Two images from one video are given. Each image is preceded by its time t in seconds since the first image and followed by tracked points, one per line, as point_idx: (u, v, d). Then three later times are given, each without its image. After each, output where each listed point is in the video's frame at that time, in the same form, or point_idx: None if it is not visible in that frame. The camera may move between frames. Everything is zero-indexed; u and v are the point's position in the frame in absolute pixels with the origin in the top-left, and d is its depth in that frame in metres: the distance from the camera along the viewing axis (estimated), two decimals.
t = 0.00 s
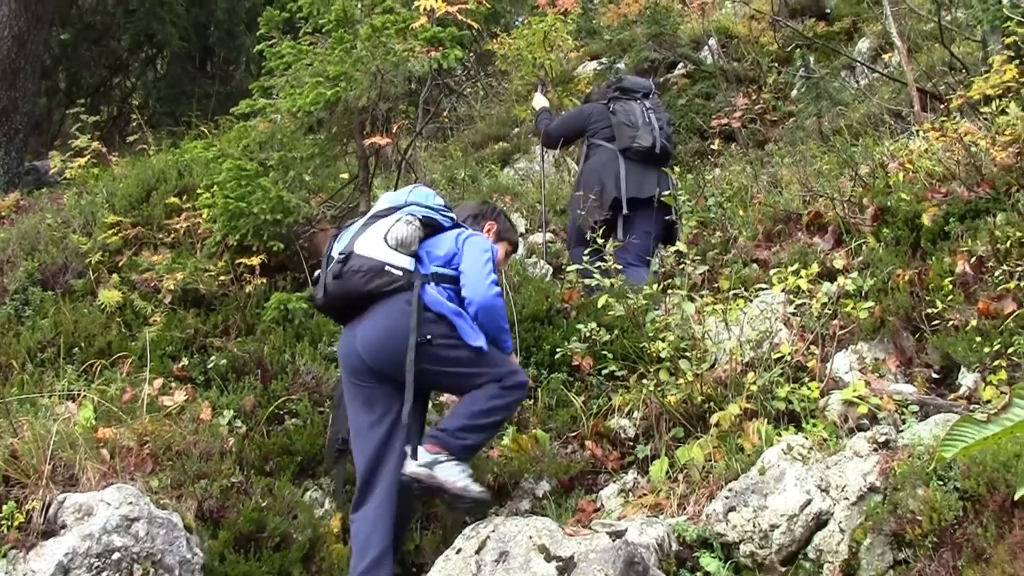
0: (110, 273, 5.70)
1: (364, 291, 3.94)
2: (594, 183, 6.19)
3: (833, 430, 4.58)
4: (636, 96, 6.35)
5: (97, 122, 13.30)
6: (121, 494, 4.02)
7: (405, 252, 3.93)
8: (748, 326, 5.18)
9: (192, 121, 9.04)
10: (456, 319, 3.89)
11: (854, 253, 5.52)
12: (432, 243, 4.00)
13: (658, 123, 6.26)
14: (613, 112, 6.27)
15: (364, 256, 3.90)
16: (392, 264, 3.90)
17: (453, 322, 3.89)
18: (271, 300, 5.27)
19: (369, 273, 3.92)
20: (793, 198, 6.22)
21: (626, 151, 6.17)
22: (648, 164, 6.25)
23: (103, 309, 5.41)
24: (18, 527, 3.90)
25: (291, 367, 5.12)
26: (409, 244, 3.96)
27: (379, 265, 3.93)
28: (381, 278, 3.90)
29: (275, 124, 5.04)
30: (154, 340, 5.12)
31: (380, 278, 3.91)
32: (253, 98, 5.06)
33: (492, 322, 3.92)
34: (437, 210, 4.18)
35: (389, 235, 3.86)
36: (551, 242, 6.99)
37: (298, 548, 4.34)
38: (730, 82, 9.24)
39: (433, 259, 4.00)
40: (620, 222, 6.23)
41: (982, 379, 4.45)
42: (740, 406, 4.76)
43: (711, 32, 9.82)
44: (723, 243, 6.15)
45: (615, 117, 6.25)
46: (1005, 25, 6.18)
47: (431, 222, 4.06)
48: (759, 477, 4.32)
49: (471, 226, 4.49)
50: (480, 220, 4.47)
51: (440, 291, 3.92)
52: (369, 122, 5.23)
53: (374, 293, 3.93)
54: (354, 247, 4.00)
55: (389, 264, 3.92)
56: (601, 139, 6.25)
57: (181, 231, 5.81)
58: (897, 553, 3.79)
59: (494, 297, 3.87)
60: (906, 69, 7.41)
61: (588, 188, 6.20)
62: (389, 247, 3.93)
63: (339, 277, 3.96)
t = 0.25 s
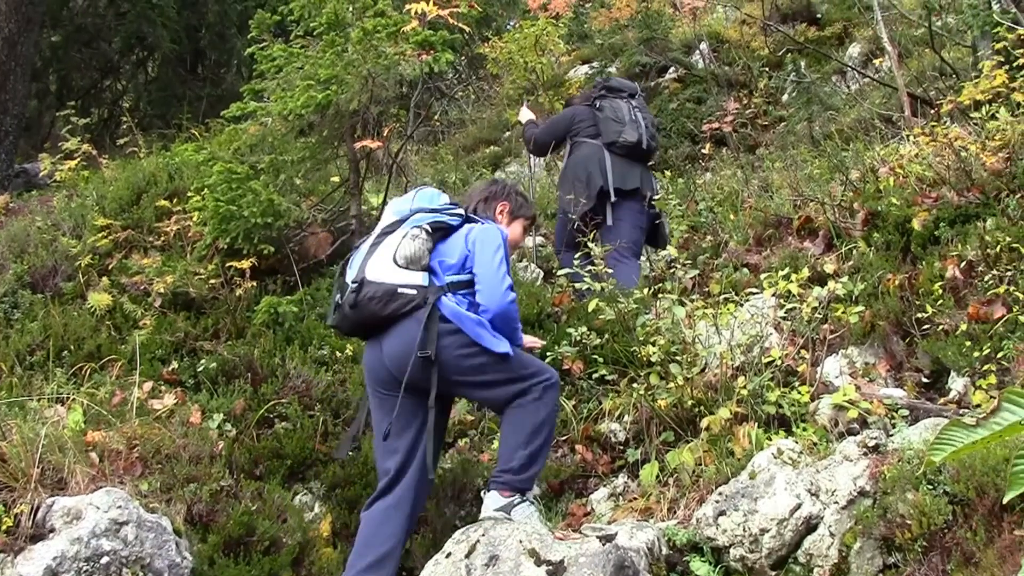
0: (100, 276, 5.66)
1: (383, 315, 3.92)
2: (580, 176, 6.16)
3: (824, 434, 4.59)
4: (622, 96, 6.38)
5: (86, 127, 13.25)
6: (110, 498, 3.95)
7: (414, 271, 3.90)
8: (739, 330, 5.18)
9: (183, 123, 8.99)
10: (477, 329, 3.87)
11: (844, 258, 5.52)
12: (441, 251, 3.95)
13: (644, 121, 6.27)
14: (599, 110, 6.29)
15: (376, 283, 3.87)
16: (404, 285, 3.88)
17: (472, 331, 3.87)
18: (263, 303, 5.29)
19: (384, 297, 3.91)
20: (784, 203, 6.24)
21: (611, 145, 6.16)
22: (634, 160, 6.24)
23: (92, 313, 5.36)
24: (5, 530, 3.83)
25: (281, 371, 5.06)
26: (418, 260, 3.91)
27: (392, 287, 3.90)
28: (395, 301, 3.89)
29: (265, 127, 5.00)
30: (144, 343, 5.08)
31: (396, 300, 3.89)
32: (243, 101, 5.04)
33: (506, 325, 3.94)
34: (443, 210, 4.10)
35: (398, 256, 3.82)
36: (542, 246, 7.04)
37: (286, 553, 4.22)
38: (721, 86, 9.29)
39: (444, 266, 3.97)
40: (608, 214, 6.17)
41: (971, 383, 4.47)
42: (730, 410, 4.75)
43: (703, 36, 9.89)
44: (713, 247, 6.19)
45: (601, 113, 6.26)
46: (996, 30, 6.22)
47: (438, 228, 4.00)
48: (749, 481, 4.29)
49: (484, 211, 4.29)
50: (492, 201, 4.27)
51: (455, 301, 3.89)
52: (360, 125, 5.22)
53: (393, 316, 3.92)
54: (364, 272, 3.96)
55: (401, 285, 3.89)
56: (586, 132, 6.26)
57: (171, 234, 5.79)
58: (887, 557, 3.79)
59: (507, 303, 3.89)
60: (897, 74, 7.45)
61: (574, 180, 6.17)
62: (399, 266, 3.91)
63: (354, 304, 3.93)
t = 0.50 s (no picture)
0: (90, 280, 5.61)
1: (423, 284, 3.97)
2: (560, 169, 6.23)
3: (814, 440, 4.59)
4: (597, 88, 6.45)
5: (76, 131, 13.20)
6: (100, 503, 3.87)
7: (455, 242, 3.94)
8: (729, 335, 5.19)
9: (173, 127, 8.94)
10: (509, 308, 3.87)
11: (835, 264, 5.53)
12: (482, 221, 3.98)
13: (619, 111, 6.34)
14: (575, 104, 6.33)
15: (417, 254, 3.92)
16: (443, 257, 3.92)
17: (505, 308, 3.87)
18: (253, 308, 5.26)
19: (424, 268, 3.96)
20: (775, 208, 6.26)
21: (589, 138, 6.23)
22: (611, 150, 6.33)
23: (82, 317, 5.32)
24: None
25: (271, 376, 4.98)
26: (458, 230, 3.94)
27: (431, 259, 3.95)
28: (436, 273, 3.93)
29: (256, 131, 5.02)
30: (134, 347, 5.05)
31: (436, 271, 3.93)
32: (235, 105, 5.03)
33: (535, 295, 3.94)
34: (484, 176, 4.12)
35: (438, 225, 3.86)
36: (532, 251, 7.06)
37: (275, 559, 4.13)
38: (713, 92, 9.37)
39: (487, 236, 4.00)
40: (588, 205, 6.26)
41: (962, 389, 4.47)
42: (720, 415, 4.74)
43: (694, 41, 9.98)
44: (705, 252, 6.17)
45: (577, 106, 6.30)
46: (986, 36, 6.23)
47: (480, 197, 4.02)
48: (739, 486, 4.27)
49: (530, 171, 4.28)
50: (541, 162, 4.24)
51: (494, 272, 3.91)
52: (351, 130, 5.23)
53: (433, 286, 3.95)
54: (407, 243, 4.02)
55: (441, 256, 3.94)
56: (564, 127, 6.26)
57: (162, 238, 5.76)
58: (876, 563, 3.81)
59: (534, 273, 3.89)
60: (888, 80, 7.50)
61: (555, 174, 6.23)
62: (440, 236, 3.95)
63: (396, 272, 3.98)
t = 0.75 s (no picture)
0: (79, 283, 5.59)
1: (446, 257, 3.97)
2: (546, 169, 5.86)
3: (803, 444, 4.59)
4: (585, 88, 6.05)
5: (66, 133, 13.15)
6: (87, 507, 3.81)
7: (475, 213, 3.92)
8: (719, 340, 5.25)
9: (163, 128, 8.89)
10: (526, 278, 3.84)
11: (825, 267, 5.53)
12: (499, 193, 3.97)
13: (608, 111, 5.98)
14: (564, 102, 5.83)
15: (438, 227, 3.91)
16: (464, 228, 3.91)
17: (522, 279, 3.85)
18: (242, 311, 5.24)
19: (445, 242, 3.95)
20: (766, 212, 6.28)
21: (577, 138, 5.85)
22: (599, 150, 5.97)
23: (70, 320, 5.29)
24: None
25: (259, 379, 4.97)
26: (479, 201, 3.93)
27: (452, 232, 3.94)
28: (456, 245, 3.92)
29: (247, 134, 5.00)
30: (123, 350, 5.04)
31: (458, 243, 3.93)
32: (225, 108, 5.03)
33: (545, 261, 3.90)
34: (502, 149, 4.10)
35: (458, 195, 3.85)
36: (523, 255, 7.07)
37: (263, 564, 4.06)
38: (704, 95, 9.47)
39: (504, 208, 3.99)
40: (576, 209, 6.03)
41: (952, 393, 4.47)
42: (710, 419, 4.75)
43: (686, 46, 10.06)
44: (695, 256, 6.16)
45: (566, 106, 5.85)
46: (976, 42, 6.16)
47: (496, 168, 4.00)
48: (729, 491, 4.26)
49: (541, 146, 4.29)
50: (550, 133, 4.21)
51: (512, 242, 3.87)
52: (341, 133, 5.21)
53: (456, 258, 3.95)
54: (429, 216, 4.03)
55: (462, 229, 3.93)
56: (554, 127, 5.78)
57: (151, 241, 5.75)
58: (865, 567, 3.81)
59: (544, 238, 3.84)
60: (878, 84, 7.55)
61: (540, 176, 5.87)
62: (460, 208, 3.93)
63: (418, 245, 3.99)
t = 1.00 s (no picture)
0: (62, 286, 5.56)
1: (449, 272, 3.98)
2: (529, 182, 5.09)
3: (788, 449, 4.57)
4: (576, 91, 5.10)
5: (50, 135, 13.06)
6: (68, 512, 3.80)
7: (470, 224, 3.93)
8: (704, 345, 5.28)
9: (149, 131, 8.84)
10: (527, 275, 3.85)
11: (810, 273, 5.56)
12: (488, 199, 3.98)
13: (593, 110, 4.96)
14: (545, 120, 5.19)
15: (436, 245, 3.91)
16: (462, 242, 3.92)
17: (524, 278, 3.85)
18: (227, 315, 5.23)
19: (447, 258, 3.96)
20: (751, 218, 6.32)
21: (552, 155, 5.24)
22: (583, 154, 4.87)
23: (53, 323, 5.26)
24: None
25: (243, 384, 4.95)
26: (471, 212, 3.93)
27: (452, 247, 3.95)
28: (458, 258, 3.93)
29: (232, 137, 5.01)
30: (106, 354, 5.01)
31: (460, 257, 3.94)
32: (210, 112, 5.01)
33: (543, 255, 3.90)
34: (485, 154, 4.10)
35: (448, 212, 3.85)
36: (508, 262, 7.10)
37: (245, 569, 4.01)
38: (690, 101, 9.67)
39: (498, 212, 4.00)
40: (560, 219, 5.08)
41: (935, 398, 4.52)
42: (695, 425, 4.74)
43: (672, 52, 10.18)
44: (680, 262, 6.18)
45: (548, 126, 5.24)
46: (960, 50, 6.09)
47: (482, 174, 4.01)
48: (712, 496, 4.25)
49: (529, 139, 4.29)
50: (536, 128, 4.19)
51: (510, 245, 3.87)
52: (327, 137, 5.21)
53: (460, 270, 3.96)
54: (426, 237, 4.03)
55: (461, 242, 3.94)
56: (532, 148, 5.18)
57: (135, 244, 5.74)
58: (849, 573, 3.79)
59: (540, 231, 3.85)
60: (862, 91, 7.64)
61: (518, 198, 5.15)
62: (455, 223, 3.94)
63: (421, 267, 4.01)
